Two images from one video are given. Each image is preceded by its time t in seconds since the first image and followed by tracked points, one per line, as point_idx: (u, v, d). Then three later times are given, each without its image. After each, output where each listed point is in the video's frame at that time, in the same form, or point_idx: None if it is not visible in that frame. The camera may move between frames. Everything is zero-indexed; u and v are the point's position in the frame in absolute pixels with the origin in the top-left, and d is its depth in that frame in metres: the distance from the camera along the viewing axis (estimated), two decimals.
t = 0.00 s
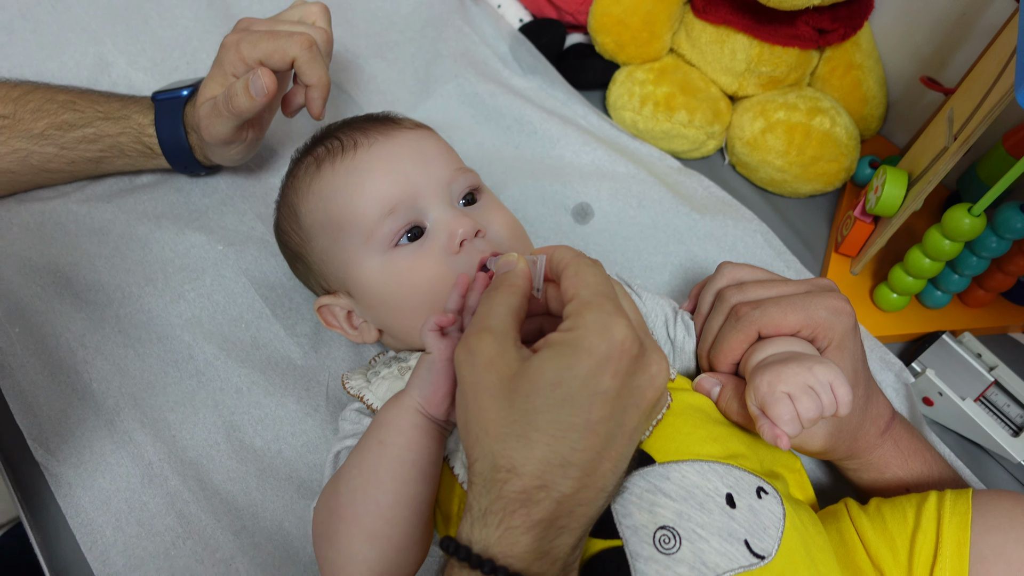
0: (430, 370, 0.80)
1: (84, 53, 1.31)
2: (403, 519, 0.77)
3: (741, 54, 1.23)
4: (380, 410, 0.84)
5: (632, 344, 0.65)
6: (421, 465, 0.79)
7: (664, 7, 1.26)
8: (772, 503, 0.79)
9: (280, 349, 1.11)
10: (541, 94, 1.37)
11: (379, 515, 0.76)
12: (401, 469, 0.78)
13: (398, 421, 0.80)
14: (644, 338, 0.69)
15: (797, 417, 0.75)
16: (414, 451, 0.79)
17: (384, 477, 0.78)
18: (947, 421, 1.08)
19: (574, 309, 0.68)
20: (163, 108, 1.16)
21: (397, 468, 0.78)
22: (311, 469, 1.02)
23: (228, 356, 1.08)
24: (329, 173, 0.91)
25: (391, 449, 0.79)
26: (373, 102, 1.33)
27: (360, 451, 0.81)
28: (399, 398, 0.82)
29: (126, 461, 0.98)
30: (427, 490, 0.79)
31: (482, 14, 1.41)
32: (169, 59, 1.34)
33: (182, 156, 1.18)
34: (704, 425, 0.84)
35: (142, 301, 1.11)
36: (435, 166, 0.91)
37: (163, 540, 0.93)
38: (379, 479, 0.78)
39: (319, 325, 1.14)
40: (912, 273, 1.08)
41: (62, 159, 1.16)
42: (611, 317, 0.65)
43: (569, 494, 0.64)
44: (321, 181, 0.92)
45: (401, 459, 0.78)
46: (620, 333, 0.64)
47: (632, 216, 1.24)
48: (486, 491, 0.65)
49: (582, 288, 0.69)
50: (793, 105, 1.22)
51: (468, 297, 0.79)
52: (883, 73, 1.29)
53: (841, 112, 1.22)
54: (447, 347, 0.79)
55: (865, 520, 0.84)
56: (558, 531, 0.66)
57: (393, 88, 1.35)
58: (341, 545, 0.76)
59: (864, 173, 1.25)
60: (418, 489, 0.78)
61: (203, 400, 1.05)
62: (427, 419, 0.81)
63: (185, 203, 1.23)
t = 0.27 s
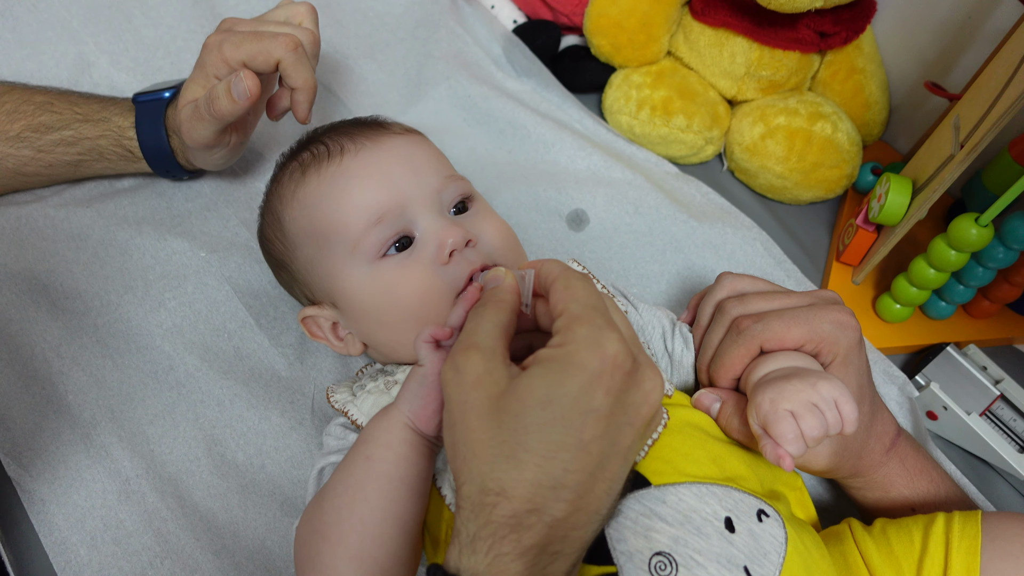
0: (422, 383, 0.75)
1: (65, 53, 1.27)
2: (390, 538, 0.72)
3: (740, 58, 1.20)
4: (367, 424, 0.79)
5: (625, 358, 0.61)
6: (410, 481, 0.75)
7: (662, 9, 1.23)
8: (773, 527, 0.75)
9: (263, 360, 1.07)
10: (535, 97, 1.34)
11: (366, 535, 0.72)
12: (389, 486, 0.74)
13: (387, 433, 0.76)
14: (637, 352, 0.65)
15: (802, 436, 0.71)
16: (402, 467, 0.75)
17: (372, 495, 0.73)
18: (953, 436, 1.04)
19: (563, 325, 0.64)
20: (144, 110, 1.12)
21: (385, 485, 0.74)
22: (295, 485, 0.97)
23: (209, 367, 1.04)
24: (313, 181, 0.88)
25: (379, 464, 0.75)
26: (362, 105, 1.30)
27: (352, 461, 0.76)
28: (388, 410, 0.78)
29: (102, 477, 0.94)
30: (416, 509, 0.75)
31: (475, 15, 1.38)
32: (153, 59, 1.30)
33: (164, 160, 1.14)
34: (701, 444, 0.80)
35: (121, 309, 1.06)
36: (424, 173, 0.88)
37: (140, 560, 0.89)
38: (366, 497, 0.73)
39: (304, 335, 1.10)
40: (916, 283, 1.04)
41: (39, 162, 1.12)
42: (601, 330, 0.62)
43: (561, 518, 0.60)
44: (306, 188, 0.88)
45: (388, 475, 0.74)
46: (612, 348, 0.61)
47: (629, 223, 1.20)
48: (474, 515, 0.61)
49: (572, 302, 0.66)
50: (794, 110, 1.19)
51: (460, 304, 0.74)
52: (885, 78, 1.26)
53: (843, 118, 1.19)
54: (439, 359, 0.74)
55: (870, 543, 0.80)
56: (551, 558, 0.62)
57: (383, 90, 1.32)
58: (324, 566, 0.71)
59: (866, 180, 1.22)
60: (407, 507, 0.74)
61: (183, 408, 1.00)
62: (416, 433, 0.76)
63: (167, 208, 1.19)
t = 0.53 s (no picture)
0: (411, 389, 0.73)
1: (47, 44, 1.23)
2: (379, 548, 0.70)
3: (741, 51, 1.17)
4: (355, 429, 0.76)
5: (616, 360, 0.58)
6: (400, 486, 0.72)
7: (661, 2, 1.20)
8: (775, 536, 0.73)
9: (250, 361, 1.04)
10: (531, 91, 1.31)
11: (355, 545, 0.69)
12: (376, 493, 0.71)
13: (375, 439, 0.74)
14: (628, 352, 0.62)
15: (804, 441, 0.69)
16: (390, 473, 0.72)
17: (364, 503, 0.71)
18: (956, 438, 1.02)
19: (550, 328, 0.61)
20: (128, 104, 1.09)
21: (374, 493, 0.71)
22: (283, 490, 0.94)
23: (195, 369, 1.00)
24: (298, 180, 0.85)
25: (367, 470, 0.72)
26: (353, 99, 1.26)
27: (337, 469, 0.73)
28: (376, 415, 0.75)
29: (84, 482, 0.90)
30: (405, 516, 0.72)
31: (470, 6, 1.34)
32: (138, 51, 1.26)
33: (148, 155, 1.11)
34: (700, 450, 0.78)
35: (104, 309, 1.03)
36: (413, 172, 0.85)
37: (122, 568, 0.85)
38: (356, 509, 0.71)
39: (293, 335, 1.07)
40: (920, 283, 1.02)
41: (19, 156, 1.09)
42: (591, 332, 0.59)
43: (552, 528, 0.58)
44: (290, 188, 0.85)
45: (376, 481, 0.72)
46: (602, 349, 0.58)
47: (626, 220, 1.18)
48: (461, 525, 0.59)
49: (560, 304, 0.63)
50: (796, 105, 1.16)
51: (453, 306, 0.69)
52: (889, 72, 1.24)
53: (846, 113, 1.17)
54: (427, 364, 0.72)
55: (873, 550, 0.78)
56: (543, 568, 0.60)
57: (375, 84, 1.28)
58: None
59: (868, 176, 1.20)
60: (397, 512, 0.72)
61: (168, 411, 0.97)
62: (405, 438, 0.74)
63: (152, 205, 1.16)
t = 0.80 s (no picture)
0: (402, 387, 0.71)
1: (38, 37, 1.21)
2: (369, 548, 0.69)
3: (741, 46, 1.15)
4: (345, 427, 0.75)
5: (609, 358, 0.57)
6: (389, 486, 0.71)
7: None
8: (775, 539, 0.72)
9: (244, 360, 1.03)
10: (529, 86, 1.29)
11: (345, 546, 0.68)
12: (366, 493, 0.70)
13: (365, 437, 0.72)
14: (622, 351, 0.60)
15: (803, 440, 0.67)
16: (380, 472, 0.71)
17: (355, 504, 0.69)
18: (957, 438, 1.01)
19: (542, 326, 0.60)
20: (119, 97, 1.07)
21: (363, 492, 0.70)
22: (276, 490, 0.92)
23: (188, 367, 0.98)
24: (289, 177, 0.83)
25: (357, 470, 0.71)
26: (349, 93, 1.25)
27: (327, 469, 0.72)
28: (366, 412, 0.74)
29: (74, 482, 0.87)
30: (397, 515, 0.71)
31: None
32: (130, 44, 1.24)
33: (140, 150, 1.09)
34: (699, 451, 0.77)
35: (95, 305, 1.01)
36: (406, 167, 0.83)
37: (112, 569, 0.83)
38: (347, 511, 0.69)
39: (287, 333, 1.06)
40: (921, 282, 1.01)
41: (8, 151, 1.07)
42: (582, 330, 0.58)
43: (546, 530, 0.57)
44: (281, 185, 0.84)
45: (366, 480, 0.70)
46: (594, 348, 0.57)
47: (625, 217, 1.16)
48: (453, 527, 0.57)
49: (551, 302, 0.62)
50: (796, 101, 1.15)
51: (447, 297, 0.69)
52: (891, 68, 1.22)
53: (847, 109, 1.15)
54: (418, 360, 0.70)
55: (874, 553, 0.77)
56: (536, 571, 0.58)
57: (371, 78, 1.27)
58: None
59: (870, 173, 1.19)
60: (388, 512, 0.70)
61: (159, 411, 0.94)
62: (396, 437, 0.73)
63: (145, 200, 1.14)
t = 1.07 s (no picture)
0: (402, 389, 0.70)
1: (39, 40, 1.21)
2: (367, 549, 0.68)
3: (743, 50, 1.15)
4: (346, 426, 0.74)
5: (614, 367, 0.57)
6: (388, 489, 0.70)
7: None
8: (778, 547, 0.72)
9: (244, 364, 1.02)
10: (530, 90, 1.29)
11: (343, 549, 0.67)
12: (365, 498, 0.70)
13: (365, 437, 0.72)
14: (627, 359, 0.60)
15: (804, 444, 0.67)
16: (379, 472, 0.71)
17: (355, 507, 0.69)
18: (960, 444, 1.01)
19: (547, 333, 0.60)
20: (120, 101, 1.07)
21: (361, 494, 0.70)
22: (276, 496, 0.92)
23: (188, 372, 0.98)
24: (289, 184, 0.83)
25: (357, 471, 0.70)
26: (350, 96, 1.24)
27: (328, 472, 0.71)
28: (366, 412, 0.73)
29: (73, 487, 0.87)
30: (397, 523, 0.71)
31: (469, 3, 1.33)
32: (131, 47, 1.24)
33: (140, 153, 1.09)
34: (702, 457, 0.77)
35: (95, 309, 1.00)
36: (406, 173, 0.83)
37: None
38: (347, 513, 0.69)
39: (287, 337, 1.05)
40: (924, 287, 1.01)
41: (8, 154, 1.07)
42: (588, 338, 0.57)
43: (549, 539, 0.56)
44: (281, 192, 0.83)
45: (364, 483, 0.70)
46: (600, 356, 0.56)
47: (627, 222, 1.16)
48: (457, 536, 0.57)
49: (555, 309, 0.61)
50: (799, 105, 1.15)
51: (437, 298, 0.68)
52: (893, 72, 1.22)
53: (850, 113, 1.15)
54: (417, 362, 0.69)
55: (876, 559, 0.77)
56: None
57: (372, 81, 1.27)
58: None
59: (872, 178, 1.18)
60: (387, 515, 0.70)
61: (159, 416, 0.94)
62: (396, 437, 0.72)
63: (145, 204, 1.14)
